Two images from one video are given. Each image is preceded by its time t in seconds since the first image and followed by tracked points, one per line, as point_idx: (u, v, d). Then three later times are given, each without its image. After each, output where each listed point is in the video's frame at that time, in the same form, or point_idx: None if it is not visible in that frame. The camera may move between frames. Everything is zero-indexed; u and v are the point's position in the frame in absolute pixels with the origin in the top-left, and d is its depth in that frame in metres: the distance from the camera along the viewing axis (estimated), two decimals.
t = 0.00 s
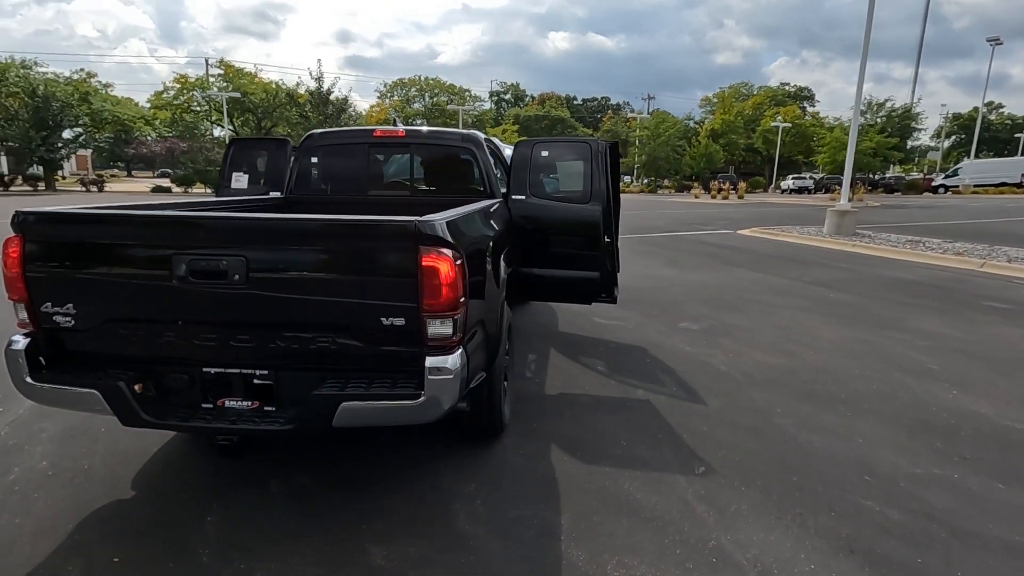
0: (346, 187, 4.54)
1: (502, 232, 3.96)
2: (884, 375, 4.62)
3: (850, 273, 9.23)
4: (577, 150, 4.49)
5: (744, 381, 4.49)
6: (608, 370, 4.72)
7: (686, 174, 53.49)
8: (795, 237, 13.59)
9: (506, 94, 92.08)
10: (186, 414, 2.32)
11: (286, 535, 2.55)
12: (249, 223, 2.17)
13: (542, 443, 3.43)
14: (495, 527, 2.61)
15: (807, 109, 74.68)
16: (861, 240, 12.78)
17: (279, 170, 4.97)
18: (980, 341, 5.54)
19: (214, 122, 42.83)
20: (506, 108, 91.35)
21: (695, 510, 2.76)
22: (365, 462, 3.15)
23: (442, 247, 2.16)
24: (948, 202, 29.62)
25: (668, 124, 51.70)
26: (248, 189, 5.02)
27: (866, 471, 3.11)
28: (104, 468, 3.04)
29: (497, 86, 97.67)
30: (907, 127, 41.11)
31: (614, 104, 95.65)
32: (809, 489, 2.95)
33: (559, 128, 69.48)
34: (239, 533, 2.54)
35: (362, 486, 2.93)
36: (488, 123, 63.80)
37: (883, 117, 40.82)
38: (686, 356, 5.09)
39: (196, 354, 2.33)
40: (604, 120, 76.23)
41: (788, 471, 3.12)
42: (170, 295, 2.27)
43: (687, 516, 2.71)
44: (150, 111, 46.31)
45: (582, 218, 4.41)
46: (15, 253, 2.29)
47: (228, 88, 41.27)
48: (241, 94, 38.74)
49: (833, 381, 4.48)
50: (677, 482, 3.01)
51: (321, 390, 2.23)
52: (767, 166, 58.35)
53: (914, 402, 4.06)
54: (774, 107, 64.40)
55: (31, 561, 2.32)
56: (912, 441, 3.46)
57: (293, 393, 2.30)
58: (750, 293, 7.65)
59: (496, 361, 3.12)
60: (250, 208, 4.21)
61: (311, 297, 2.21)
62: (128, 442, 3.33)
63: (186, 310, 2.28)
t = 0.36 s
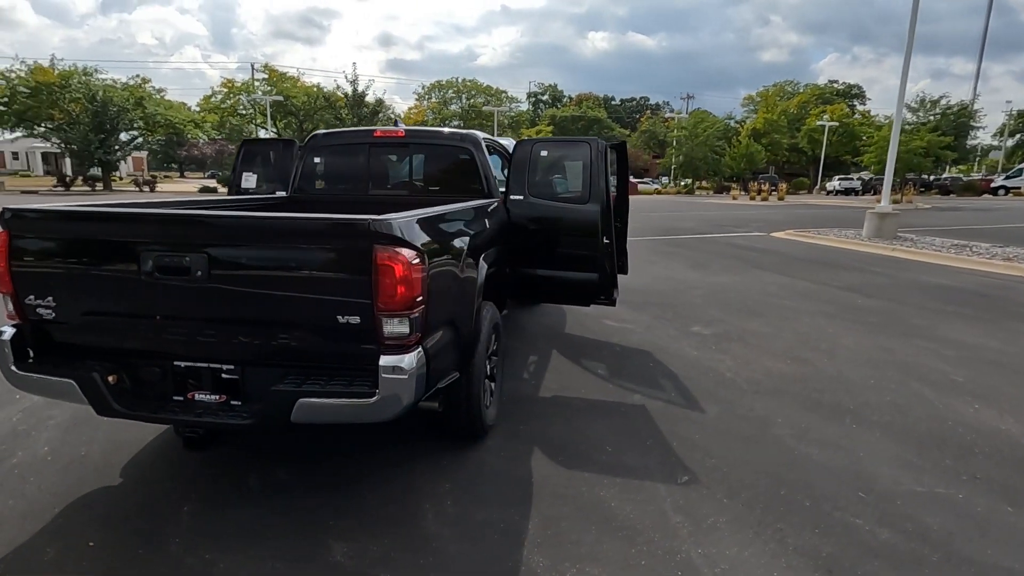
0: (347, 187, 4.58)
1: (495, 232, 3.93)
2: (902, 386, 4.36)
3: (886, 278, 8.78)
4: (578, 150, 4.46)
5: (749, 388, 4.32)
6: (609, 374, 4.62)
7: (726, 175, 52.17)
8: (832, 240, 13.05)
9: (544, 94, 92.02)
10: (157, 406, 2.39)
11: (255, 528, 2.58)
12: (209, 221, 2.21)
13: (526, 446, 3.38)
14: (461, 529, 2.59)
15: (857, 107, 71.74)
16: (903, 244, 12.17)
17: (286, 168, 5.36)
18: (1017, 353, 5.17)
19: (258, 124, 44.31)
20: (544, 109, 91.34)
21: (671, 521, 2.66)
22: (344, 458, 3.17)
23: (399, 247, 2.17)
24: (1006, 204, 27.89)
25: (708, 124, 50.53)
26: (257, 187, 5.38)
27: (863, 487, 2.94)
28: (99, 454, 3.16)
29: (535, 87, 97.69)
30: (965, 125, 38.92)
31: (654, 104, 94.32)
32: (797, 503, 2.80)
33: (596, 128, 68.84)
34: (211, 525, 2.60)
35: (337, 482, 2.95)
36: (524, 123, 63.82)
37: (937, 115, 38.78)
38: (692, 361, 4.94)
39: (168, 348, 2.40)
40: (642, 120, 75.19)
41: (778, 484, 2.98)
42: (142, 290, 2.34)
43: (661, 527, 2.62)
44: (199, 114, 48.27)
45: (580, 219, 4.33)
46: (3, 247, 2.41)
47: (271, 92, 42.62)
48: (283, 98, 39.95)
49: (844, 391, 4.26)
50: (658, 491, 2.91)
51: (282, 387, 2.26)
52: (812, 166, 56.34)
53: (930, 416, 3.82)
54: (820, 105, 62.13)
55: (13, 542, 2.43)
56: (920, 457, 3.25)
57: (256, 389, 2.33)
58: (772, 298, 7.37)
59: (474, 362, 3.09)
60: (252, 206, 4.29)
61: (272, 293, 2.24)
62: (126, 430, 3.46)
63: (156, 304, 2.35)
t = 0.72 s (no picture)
0: (354, 188, 4.64)
1: (493, 234, 3.91)
2: (924, 398, 4.12)
3: (924, 284, 8.34)
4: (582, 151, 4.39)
5: (757, 397, 4.17)
6: (613, 379, 4.53)
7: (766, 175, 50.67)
8: (871, 243, 12.49)
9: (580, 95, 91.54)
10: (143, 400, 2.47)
11: (237, 521, 2.64)
12: (187, 222, 2.28)
13: (516, 450, 3.35)
14: (436, 531, 2.58)
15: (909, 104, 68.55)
16: (949, 248, 11.54)
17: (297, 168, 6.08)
18: None
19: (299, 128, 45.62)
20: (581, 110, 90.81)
21: (652, 531, 2.59)
22: (333, 456, 3.21)
23: (367, 249, 2.18)
24: None
25: (748, 123, 49.20)
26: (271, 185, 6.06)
27: (863, 504, 2.79)
28: (105, 445, 3.30)
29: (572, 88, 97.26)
30: None
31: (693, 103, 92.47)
32: (789, 518, 2.68)
33: (633, 128, 67.98)
34: (196, 516, 2.67)
35: (323, 479, 2.99)
36: (559, 124, 63.63)
37: (997, 111, 36.64)
38: (702, 367, 4.80)
39: (154, 344, 2.48)
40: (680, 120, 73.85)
41: (772, 498, 2.86)
42: (129, 288, 2.43)
43: (640, 537, 2.55)
44: (245, 118, 50.04)
45: (582, 222, 4.26)
46: (8, 245, 2.55)
47: (311, 96, 43.84)
48: (323, 102, 41.01)
49: (860, 401, 4.06)
50: (643, 500, 2.84)
51: (256, 384, 2.30)
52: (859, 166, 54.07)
53: (950, 430, 3.59)
54: (869, 102, 59.65)
55: (13, 526, 2.56)
56: (931, 475, 3.05)
57: (235, 386, 2.38)
58: (797, 303, 7.10)
59: (461, 364, 3.08)
60: (261, 207, 4.41)
61: (247, 292, 2.29)
62: (134, 422, 3.60)
63: (142, 302, 2.43)
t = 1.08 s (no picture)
0: (355, 190, 4.64)
1: (487, 235, 3.86)
2: (945, 413, 3.87)
3: (962, 290, 7.89)
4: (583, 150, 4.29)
5: (763, 407, 3.99)
6: (614, 386, 4.41)
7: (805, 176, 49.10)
8: (909, 247, 11.92)
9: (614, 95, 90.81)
10: (120, 398, 2.50)
11: (213, 521, 2.65)
12: (160, 223, 2.30)
13: (502, 456, 3.28)
14: (408, 540, 2.54)
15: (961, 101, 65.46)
16: (994, 252, 10.90)
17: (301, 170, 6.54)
18: None
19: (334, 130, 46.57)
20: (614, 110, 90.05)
21: (630, 548, 2.48)
22: (318, 456, 3.21)
23: (331, 253, 2.16)
24: None
25: (786, 122, 47.80)
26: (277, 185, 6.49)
27: (861, 527, 2.61)
28: (102, 440, 3.39)
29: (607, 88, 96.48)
30: None
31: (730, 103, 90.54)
32: (779, 539, 2.54)
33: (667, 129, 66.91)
34: (175, 513, 2.70)
35: (304, 480, 2.98)
36: (591, 125, 63.15)
37: None
38: (709, 375, 4.63)
39: (133, 343, 2.52)
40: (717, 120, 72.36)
41: (763, 517, 2.71)
42: (109, 289, 2.47)
43: (617, 554, 2.45)
44: (282, 121, 51.41)
45: (581, 224, 4.15)
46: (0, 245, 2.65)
47: (346, 99, 44.72)
48: (356, 104, 41.78)
49: (874, 416, 3.83)
50: (625, 514, 2.73)
51: (224, 386, 2.29)
52: (905, 167, 51.83)
53: (971, 449, 3.35)
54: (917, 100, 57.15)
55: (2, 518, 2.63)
56: (942, 497, 2.85)
57: (206, 387, 2.38)
58: (821, 309, 6.80)
59: (444, 368, 3.03)
60: (264, 208, 4.46)
61: (215, 293, 2.29)
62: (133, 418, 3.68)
63: (122, 302, 2.47)
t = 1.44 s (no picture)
0: (360, 191, 4.68)
1: (484, 238, 3.81)
2: (972, 431, 3.60)
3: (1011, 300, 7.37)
4: (587, 151, 4.19)
5: (772, 419, 3.81)
6: (617, 393, 4.29)
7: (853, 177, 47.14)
8: (957, 252, 11.26)
9: (653, 95, 89.56)
10: (105, 395, 2.57)
11: (194, 516, 2.69)
12: (137, 224, 2.33)
13: (489, 463, 3.22)
14: (380, 544, 2.51)
15: None
16: None
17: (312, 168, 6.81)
18: None
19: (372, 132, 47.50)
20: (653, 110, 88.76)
21: (605, 564, 2.39)
22: (306, 456, 3.23)
23: (296, 255, 2.15)
24: None
25: (833, 121, 46.03)
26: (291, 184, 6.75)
27: (858, 553, 2.44)
28: (107, 432, 3.50)
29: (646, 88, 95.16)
30: None
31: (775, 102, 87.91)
32: (766, 562, 2.39)
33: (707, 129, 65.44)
34: (160, 507, 2.75)
35: (288, 479, 3.00)
36: (629, 126, 62.38)
37: None
38: (719, 384, 4.45)
39: (117, 341, 2.57)
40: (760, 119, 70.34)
41: (752, 537, 2.56)
42: (94, 287, 2.53)
43: (590, 569, 2.36)
44: (324, 123, 52.76)
45: (583, 227, 4.06)
46: (4, 244, 2.77)
47: (384, 101, 45.53)
48: (394, 107, 42.51)
49: (892, 433, 3.59)
50: (606, 528, 2.63)
51: (196, 385, 2.32)
52: (963, 167, 49.16)
53: (995, 473, 3.09)
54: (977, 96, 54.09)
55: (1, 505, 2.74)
56: (954, 525, 2.64)
57: (183, 386, 2.42)
58: (851, 317, 6.46)
59: (428, 371, 2.99)
60: (272, 209, 4.55)
61: (188, 293, 2.31)
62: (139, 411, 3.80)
63: (106, 300, 2.53)
